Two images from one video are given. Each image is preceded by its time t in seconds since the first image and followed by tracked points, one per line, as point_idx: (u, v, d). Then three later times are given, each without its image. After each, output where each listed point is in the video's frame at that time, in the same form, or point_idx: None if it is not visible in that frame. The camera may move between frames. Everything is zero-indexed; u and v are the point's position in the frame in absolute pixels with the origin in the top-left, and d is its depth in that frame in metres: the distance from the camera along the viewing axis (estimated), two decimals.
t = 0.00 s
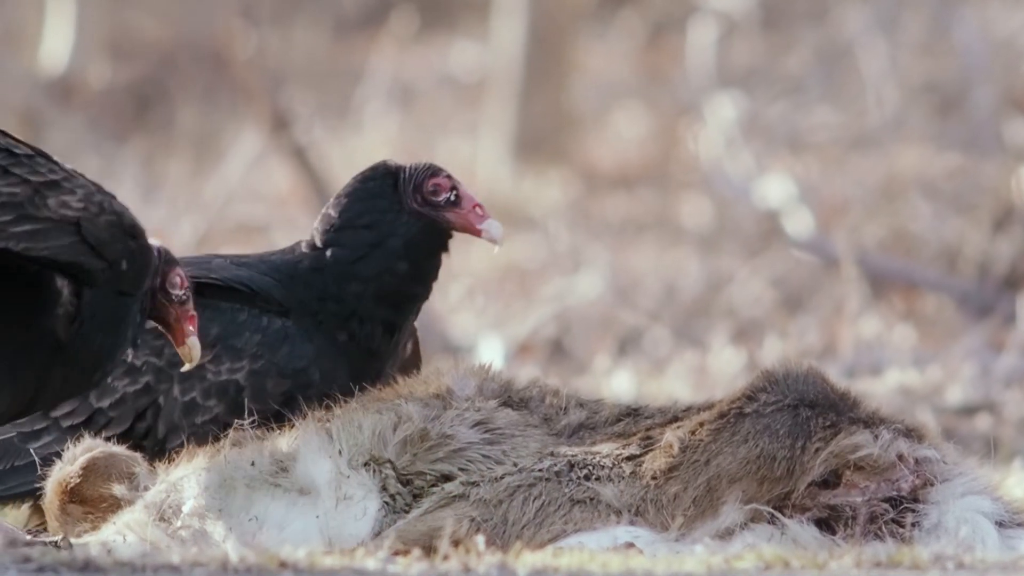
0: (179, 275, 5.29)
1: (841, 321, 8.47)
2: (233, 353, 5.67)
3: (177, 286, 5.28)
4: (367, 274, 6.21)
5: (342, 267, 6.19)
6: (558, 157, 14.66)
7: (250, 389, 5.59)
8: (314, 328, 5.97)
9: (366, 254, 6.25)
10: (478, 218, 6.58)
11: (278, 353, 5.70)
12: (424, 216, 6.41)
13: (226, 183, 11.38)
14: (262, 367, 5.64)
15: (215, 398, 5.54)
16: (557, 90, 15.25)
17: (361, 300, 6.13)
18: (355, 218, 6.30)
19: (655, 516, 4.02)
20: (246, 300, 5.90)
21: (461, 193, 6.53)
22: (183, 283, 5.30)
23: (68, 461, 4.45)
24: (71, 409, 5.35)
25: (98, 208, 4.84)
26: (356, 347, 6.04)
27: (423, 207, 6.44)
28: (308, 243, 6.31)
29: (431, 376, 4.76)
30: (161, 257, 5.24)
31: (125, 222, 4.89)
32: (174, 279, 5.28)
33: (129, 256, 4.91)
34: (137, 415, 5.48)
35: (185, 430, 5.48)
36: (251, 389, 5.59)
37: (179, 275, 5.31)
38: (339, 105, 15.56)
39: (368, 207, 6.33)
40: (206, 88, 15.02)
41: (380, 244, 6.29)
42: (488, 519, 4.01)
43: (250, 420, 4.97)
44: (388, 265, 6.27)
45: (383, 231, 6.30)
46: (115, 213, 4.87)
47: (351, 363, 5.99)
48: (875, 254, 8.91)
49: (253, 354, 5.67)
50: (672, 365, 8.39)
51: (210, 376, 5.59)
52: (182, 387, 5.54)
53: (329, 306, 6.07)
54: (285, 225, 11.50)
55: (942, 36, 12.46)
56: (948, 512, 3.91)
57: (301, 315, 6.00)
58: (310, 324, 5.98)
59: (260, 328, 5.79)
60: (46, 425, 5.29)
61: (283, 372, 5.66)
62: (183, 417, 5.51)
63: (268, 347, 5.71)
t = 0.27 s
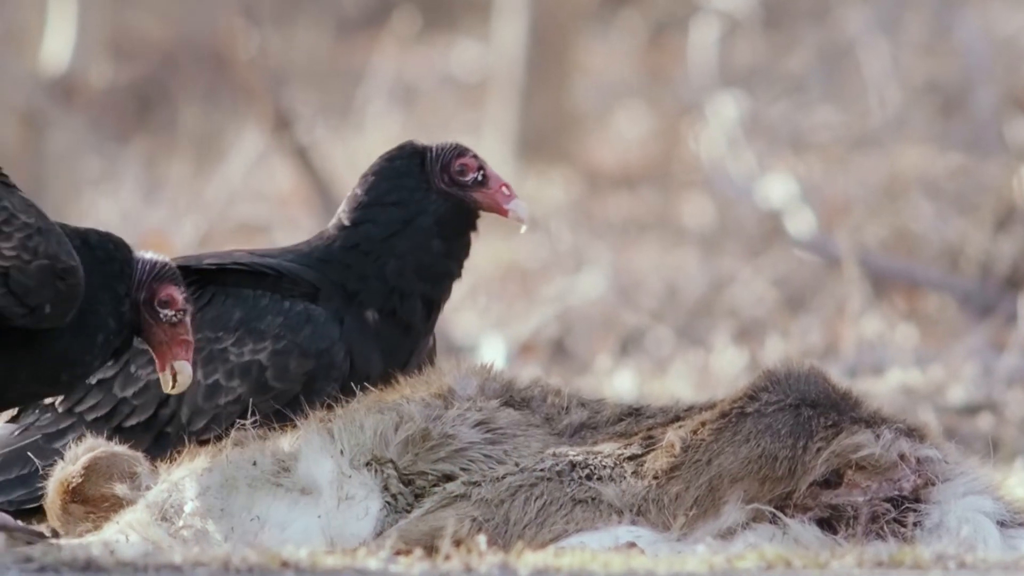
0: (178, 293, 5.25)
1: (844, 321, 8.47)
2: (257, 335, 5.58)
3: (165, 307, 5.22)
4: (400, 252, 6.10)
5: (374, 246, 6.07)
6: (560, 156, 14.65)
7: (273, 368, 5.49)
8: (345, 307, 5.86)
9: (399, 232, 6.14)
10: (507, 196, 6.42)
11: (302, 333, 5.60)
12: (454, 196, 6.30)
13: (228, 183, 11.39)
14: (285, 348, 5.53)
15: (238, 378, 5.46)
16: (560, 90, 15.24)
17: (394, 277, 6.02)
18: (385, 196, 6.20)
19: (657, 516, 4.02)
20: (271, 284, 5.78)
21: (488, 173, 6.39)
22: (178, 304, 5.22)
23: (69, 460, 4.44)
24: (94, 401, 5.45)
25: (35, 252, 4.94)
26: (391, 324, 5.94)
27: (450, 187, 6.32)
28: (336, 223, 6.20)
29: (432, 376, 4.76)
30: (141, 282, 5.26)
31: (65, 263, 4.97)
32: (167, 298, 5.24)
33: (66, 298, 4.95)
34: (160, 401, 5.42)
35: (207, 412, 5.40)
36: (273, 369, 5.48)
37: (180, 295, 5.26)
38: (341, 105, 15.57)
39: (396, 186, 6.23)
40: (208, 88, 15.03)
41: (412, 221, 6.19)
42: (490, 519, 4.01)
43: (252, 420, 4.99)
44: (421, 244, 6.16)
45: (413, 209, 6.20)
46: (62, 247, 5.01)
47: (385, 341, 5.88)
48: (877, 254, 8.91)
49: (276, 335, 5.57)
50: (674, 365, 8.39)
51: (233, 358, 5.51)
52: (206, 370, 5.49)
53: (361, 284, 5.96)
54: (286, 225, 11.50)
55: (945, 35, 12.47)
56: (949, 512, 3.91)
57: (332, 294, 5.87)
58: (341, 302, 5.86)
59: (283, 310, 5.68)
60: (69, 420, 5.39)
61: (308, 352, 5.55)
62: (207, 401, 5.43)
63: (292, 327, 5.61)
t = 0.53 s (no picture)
0: (188, 326, 5.16)
1: (850, 324, 8.46)
2: (272, 320, 5.57)
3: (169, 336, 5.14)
4: (409, 237, 5.99)
5: (383, 232, 5.97)
6: (566, 159, 14.64)
7: (293, 351, 5.49)
8: (356, 288, 5.79)
9: (408, 217, 6.03)
10: (520, 185, 6.30)
11: (317, 312, 5.57)
12: (466, 184, 6.17)
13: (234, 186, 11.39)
14: (302, 330, 5.53)
15: (260, 366, 5.47)
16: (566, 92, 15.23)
17: (404, 262, 5.92)
18: (395, 181, 6.08)
19: (663, 519, 4.02)
20: (280, 269, 5.75)
21: (501, 161, 6.26)
22: (187, 336, 5.15)
23: (74, 463, 4.44)
24: (118, 407, 5.46)
25: None
26: (400, 307, 5.86)
27: (463, 175, 6.18)
28: (345, 208, 6.09)
29: (439, 379, 4.76)
30: (154, 303, 5.17)
31: (31, 283, 4.77)
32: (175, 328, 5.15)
33: (37, 317, 4.78)
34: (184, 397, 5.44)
35: (233, 403, 5.42)
36: (294, 351, 5.48)
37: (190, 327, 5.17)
38: (347, 108, 15.59)
39: (407, 172, 6.10)
40: (214, 90, 15.04)
41: (422, 208, 6.06)
42: (496, 522, 4.01)
43: (258, 423, 5.00)
44: (430, 230, 6.05)
45: (424, 195, 6.07)
46: (32, 260, 4.80)
47: (396, 324, 5.82)
48: (883, 257, 8.90)
49: (291, 317, 5.56)
50: (680, 368, 8.38)
51: (252, 346, 5.53)
52: (226, 362, 5.50)
53: (371, 268, 5.87)
54: (292, 227, 11.50)
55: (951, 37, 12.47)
56: (955, 515, 3.92)
57: (341, 276, 5.81)
58: (352, 282, 5.80)
59: (294, 292, 5.64)
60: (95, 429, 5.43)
61: (325, 331, 5.53)
62: (231, 393, 5.45)
63: (306, 308, 5.58)
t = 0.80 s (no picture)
0: (201, 359, 5.17)
1: (852, 324, 8.46)
2: (276, 309, 5.59)
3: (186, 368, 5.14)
4: (411, 233, 5.99)
5: (385, 227, 5.96)
6: (568, 159, 14.64)
7: (298, 340, 5.52)
8: (357, 281, 5.79)
9: (412, 214, 6.03)
10: (524, 184, 6.30)
11: (320, 300, 5.60)
12: (468, 183, 6.17)
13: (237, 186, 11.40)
14: (306, 318, 5.56)
15: (266, 356, 5.49)
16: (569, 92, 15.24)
17: (405, 257, 5.91)
18: (399, 177, 6.09)
19: (665, 519, 4.02)
20: (282, 261, 5.76)
21: (504, 160, 6.27)
22: (200, 369, 5.16)
23: (77, 464, 4.44)
24: (124, 405, 5.45)
25: None
26: (401, 302, 5.85)
27: (466, 173, 6.19)
28: (346, 206, 6.10)
29: (441, 379, 4.76)
30: (169, 335, 5.18)
31: (4, 305, 4.69)
32: (190, 360, 5.16)
33: (16, 337, 4.72)
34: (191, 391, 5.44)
35: (240, 393, 5.42)
36: (299, 340, 5.51)
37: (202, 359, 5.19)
38: (349, 108, 15.60)
39: (411, 170, 6.11)
40: (216, 90, 15.04)
41: (425, 205, 6.06)
42: (498, 522, 4.01)
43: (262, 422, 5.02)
44: (432, 227, 6.04)
45: (427, 192, 6.07)
46: (7, 280, 4.73)
47: (398, 317, 5.81)
48: (886, 257, 8.90)
49: (295, 305, 5.59)
50: (682, 368, 8.38)
51: (257, 336, 5.54)
52: (232, 354, 5.52)
53: (372, 262, 5.86)
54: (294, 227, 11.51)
55: (953, 37, 12.48)
56: (958, 515, 3.92)
57: (342, 268, 5.80)
58: (353, 275, 5.79)
59: (296, 281, 5.67)
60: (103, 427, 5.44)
61: (329, 318, 5.57)
62: (238, 384, 5.45)
63: (309, 296, 5.61)
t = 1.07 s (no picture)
0: (202, 294, 4.94)
1: (853, 325, 8.46)
2: (277, 317, 5.59)
3: (191, 313, 4.94)
4: (411, 232, 5.99)
5: (385, 226, 5.97)
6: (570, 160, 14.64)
7: (302, 347, 5.52)
8: (356, 283, 5.80)
9: (412, 212, 6.02)
10: (524, 185, 6.29)
11: (321, 306, 5.61)
12: (468, 183, 6.16)
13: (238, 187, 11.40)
14: (309, 324, 5.56)
15: (270, 363, 5.49)
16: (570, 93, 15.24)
17: (406, 256, 5.92)
18: (400, 174, 6.08)
19: (667, 520, 4.01)
20: (280, 267, 5.74)
21: (504, 160, 6.25)
22: (204, 305, 4.93)
23: (78, 465, 4.44)
24: (129, 415, 5.44)
25: None
26: (401, 303, 5.86)
27: (466, 173, 6.18)
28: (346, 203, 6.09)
29: (443, 380, 4.77)
30: (161, 299, 4.97)
31: None
32: (192, 303, 4.94)
33: (13, 337, 4.61)
34: (196, 402, 5.44)
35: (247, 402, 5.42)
36: (302, 347, 5.51)
37: (206, 294, 4.95)
38: (351, 109, 15.61)
39: (412, 166, 6.10)
40: (218, 91, 15.05)
41: (425, 203, 6.05)
42: (500, 523, 4.01)
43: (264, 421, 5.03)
44: (432, 225, 6.04)
45: (428, 191, 6.07)
46: (3, 279, 4.59)
47: (398, 319, 5.83)
48: (887, 257, 8.90)
49: (296, 313, 5.59)
50: (684, 369, 8.38)
51: (260, 344, 5.54)
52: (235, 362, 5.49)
53: (372, 263, 5.87)
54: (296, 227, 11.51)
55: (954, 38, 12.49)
56: (959, 516, 3.91)
57: (342, 270, 5.82)
58: (352, 278, 5.80)
59: (296, 287, 5.66)
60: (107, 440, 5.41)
61: (331, 323, 5.58)
62: (243, 393, 5.45)
63: (310, 302, 5.62)
